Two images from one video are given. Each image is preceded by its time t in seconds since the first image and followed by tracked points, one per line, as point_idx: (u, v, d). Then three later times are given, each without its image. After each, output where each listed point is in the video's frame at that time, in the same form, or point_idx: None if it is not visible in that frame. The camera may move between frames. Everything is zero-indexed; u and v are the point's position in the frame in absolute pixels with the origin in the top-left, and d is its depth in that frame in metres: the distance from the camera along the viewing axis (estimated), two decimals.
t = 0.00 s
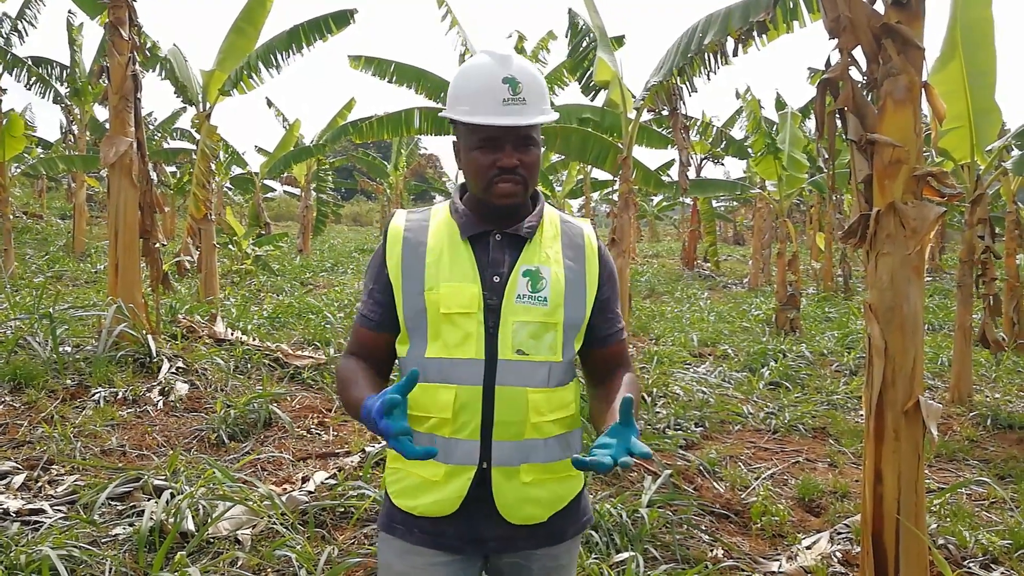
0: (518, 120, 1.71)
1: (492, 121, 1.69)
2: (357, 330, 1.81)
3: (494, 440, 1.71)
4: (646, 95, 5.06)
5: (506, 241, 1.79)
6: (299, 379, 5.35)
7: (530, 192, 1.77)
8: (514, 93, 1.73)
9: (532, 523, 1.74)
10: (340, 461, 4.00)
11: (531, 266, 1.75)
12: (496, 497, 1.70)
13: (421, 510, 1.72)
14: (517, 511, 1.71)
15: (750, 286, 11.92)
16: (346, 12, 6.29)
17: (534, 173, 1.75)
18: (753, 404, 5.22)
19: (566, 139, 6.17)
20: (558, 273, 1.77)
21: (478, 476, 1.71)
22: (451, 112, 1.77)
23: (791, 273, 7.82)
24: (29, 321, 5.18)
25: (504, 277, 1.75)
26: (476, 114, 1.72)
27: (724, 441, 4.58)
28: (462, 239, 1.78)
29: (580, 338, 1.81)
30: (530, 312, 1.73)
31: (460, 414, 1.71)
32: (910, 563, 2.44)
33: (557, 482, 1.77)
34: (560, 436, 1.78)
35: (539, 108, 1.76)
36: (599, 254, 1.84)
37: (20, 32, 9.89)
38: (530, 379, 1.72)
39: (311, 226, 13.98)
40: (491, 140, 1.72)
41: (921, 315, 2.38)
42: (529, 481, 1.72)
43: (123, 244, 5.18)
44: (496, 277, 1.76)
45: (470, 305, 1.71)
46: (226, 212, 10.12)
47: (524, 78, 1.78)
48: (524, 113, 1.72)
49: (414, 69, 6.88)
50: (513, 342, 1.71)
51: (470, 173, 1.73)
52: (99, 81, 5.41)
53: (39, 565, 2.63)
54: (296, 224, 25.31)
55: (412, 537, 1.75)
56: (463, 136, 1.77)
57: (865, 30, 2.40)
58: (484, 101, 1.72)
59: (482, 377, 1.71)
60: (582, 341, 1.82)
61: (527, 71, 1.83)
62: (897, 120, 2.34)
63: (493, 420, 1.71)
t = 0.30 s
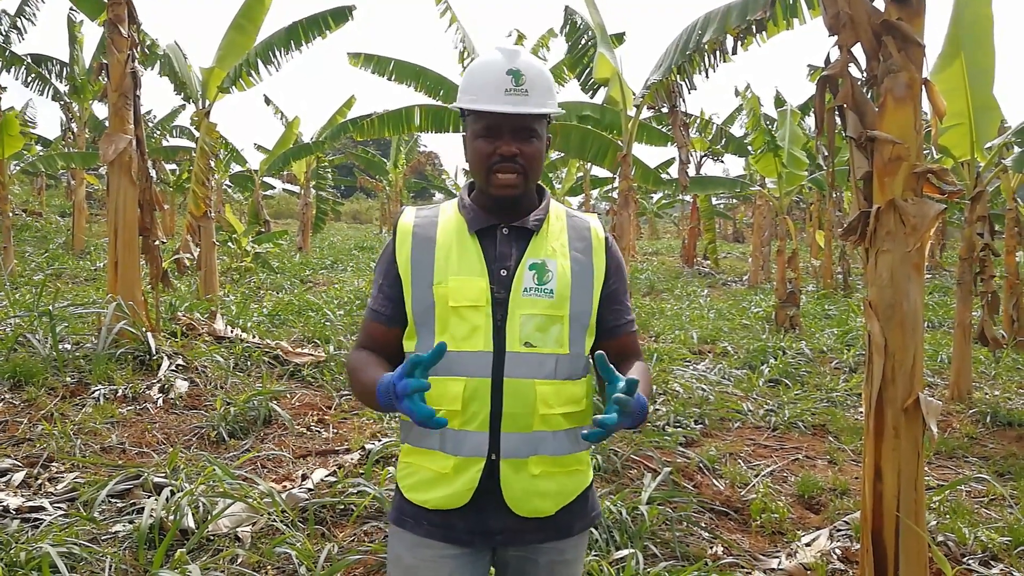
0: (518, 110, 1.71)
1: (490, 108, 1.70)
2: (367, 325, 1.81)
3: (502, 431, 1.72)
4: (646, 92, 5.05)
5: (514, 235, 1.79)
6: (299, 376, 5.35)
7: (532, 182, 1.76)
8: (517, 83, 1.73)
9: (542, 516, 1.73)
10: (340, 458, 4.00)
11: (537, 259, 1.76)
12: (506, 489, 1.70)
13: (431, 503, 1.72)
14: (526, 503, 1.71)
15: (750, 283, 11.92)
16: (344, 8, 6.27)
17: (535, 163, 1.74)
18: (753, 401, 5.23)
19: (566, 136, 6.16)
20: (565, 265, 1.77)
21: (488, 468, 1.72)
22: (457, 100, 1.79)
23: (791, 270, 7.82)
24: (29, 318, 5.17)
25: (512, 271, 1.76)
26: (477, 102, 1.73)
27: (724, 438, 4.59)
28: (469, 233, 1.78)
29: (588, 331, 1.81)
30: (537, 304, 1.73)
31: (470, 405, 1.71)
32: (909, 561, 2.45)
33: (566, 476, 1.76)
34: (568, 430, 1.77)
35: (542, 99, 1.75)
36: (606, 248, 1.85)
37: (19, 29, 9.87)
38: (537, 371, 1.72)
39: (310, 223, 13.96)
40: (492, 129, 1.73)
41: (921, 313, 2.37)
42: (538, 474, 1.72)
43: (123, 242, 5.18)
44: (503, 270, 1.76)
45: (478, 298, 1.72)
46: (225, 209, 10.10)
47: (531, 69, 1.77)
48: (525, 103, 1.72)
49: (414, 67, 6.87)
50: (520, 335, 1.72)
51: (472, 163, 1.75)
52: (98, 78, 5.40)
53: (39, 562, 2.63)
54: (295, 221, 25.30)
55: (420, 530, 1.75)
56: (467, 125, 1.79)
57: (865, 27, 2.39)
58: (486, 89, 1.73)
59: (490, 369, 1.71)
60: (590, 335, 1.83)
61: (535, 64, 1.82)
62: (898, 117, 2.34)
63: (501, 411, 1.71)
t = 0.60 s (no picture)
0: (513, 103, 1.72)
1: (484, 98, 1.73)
2: (375, 319, 1.81)
3: (504, 423, 1.72)
4: (646, 90, 5.05)
5: (518, 230, 1.79)
6: (299, 375, 5.35)
7: (531, 175, 1.76)
8: (515, 77, 1.74)
9: (545, 511, 1.71)
10: (340, 456, 4.00)
11: (540, 253, 1.76)
12: (507, 481, 1.70)
13: (436, 495, 1.72)
14: (528, 497, 1.70)
15: (750, 281, 11.91)
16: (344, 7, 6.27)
17: (533, 154, 1.74)
18: (753, 400, 5.23)
19: (566, 134, 6.15)
20: (567, 259, 1.77)
21: (490, 459, 1.72)
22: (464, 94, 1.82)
23: (791, 269, 7.82)
24: (29, 316, 5.18)
25: (515, 265, 1.76)
26: (478, 93, 1.76)
27: (723, 436, 4.59)
28: (475, 229, 1.80)
29: (590, 325, 1.81)
30: (539, 298, 1.73)
31: (472, 396, 1.73)
32: (909, 560, 2.45)
33: (569, 471, 1.74)
34: (572, 424, 1.77)
35: (543, 94, 1.75)
36: (610, 242, 1.82)
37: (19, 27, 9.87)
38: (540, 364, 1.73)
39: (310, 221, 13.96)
40: (490, 120, 1.75)
41: (922, 311, 2.37)
42: (540, 467, 1.71)
43: (123, 240, 5.18)
44: (507, 264, 1.77)
45: (481, 292, 1.73)
46: (225, 208, 10.09)
47: (535, 64, 1.77)
48: (521, 96, 1.72)
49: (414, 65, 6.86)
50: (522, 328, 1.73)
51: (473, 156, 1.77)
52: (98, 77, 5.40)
53: (39, 560, 2.63)
54: (295, 220, 25.29)
55: (425, 523, 1.75)
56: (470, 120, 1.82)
57: (866, 25, 2.39)
58: (485, 81, 1.75)
59: (493, 361, 1.73)
60: (593, 328, 1.82)
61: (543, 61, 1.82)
62: (898, 115, 2.33)
63: (502, 403, 1.72)
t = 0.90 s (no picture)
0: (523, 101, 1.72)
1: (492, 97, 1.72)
2: (379, 314, 1.81)
3: (507, 420, 1.72)
4: (646, 88, 5.04)
5: (522, 229, 1.79)
6: (298, 373, 5.35)
7: (537, 173, 1.76)
8: (522, 75, 1.73)
9: (548, 508, 1.71)
10: (340, 455, 4.00)
11: (543, 252, 1.76)
12: (510, 478, 1.70)
13: (439, 491, 1.72)
14: (531, 493, 1.69)
15: (749, 280, 11.92)
16: (344, 5, 6.25)
17: (539, 152, 1.74)
18: (752, 398, 5.23)
19: (565, 133, 6.14)
20: (570, 257, 1.76)
21: (493, 456, 1.71)
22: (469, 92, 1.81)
23: (790, 267, 7.81)
24: (28, 315, 5.17)
25: (518, 264, 1.77)
26: (484, 92, 1.75)
27: (723, 435, 4.59)
28: (478, 228, 1.80)
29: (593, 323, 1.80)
30: (542, 296, 1.74)
31: (476, 393, 1.73)
32: (908, 558, 2.45)
33: (572, 468, 1.74)
34: (575, 421, 1.77)
35: (549, 92, 1.75)
36: (613, 240, 1.81)
37: (17, 25, 9.84)
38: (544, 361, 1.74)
39: (309, 220, 13.94)
40: (496, 119, 1.74)
41: (921, 309, 2.37)
42: (544, 464, 1.71)
43: (121, 238, 5.17)
44: (510, 263, 1.77)
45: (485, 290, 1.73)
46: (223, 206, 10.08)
47: (539, 62, 1.77)
48: (529, 95, 1.72)
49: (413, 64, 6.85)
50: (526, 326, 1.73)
51: (479, 154, 1.77)
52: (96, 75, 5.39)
53: (38, 559, 2.63)
54: (293, 218, 25.27)
55: (428, 519, 1.75)
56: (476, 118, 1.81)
57: (865, 23, 2.39)
58: (492, 80, 1.74)
59: (497, 358, 1.73)
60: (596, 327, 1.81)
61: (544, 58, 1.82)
62: (898, 113, 2.33)
63: (506, 400, 1.72)
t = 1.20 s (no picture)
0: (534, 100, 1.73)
1: (503, 94, 1.72)
2: (380, 309, 1.79)
3: (518, 418, 1.72)
4: (647, 88, 5.04)
5: (528, 226, 1.80)
6: (299, 373, 5.35)
7: (547, 171, 1.76)
8: (532, 75, 1.74)
9: (558, 505, 1.71)
10: (340, 455, 4.00)
11: (550, 249, 1.77)
12: (522, 476, 1.69)
13: (449, 489, 1.71)
14: (542, 491, 1.69)
15: (750, 280, 11.91)
16: (344, 5, 6.25)
17: (550, 151, 1.74)
18: (753, 398, 5.22)
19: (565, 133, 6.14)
20: (577, 254, 1.78)
21: (504, 455, 1.71)
22: (476, 91, 1.81)
23: (791, 267, 7.80)
24: (28, 315, 5.17)
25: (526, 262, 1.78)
26: (494, 91, 1.74)
27: (724, 435, 4.59)
28: (485, 225, 1.80)
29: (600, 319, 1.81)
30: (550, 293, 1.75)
31: (486, 391, 1.73)
32: (909, 559, 2.45)
33: (581, 466, 1.74)
34: (585, 418, 1.77)
35: (557, 91, 1.77)
36: (619, 235, 1.83)
37: (18, 26, 9.85)
38: (553, 358, 1.74)
39: (309, 220, 13.95)
40: (508, 116, 1.74)
41: (922, 309, 2.37)
42: (554, 462, 1.71)
43: (122, 239, 5.17)
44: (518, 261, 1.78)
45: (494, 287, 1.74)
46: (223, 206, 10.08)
47: (546, 62, 1.79)
48: (540, 94, 1.73)
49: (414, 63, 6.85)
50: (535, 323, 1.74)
51: (488, 151, 1.76)
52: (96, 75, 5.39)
53: (39, 559, 2.63)
54: (294, 218, 25.29)
55: (437, 519, 1.74)
56: (484, 116, 1.81)
57: (866, 22, 2.38)
58: (502, 79, 1.74)
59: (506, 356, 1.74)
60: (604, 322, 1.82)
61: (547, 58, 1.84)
62: (899, 112, 2.33)
63: (517, 397, 1.72)
